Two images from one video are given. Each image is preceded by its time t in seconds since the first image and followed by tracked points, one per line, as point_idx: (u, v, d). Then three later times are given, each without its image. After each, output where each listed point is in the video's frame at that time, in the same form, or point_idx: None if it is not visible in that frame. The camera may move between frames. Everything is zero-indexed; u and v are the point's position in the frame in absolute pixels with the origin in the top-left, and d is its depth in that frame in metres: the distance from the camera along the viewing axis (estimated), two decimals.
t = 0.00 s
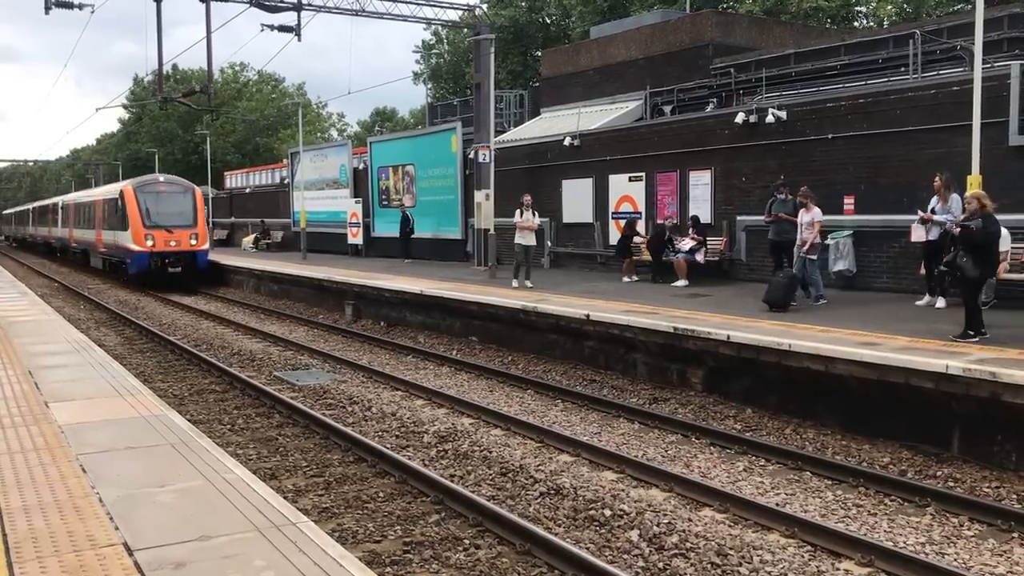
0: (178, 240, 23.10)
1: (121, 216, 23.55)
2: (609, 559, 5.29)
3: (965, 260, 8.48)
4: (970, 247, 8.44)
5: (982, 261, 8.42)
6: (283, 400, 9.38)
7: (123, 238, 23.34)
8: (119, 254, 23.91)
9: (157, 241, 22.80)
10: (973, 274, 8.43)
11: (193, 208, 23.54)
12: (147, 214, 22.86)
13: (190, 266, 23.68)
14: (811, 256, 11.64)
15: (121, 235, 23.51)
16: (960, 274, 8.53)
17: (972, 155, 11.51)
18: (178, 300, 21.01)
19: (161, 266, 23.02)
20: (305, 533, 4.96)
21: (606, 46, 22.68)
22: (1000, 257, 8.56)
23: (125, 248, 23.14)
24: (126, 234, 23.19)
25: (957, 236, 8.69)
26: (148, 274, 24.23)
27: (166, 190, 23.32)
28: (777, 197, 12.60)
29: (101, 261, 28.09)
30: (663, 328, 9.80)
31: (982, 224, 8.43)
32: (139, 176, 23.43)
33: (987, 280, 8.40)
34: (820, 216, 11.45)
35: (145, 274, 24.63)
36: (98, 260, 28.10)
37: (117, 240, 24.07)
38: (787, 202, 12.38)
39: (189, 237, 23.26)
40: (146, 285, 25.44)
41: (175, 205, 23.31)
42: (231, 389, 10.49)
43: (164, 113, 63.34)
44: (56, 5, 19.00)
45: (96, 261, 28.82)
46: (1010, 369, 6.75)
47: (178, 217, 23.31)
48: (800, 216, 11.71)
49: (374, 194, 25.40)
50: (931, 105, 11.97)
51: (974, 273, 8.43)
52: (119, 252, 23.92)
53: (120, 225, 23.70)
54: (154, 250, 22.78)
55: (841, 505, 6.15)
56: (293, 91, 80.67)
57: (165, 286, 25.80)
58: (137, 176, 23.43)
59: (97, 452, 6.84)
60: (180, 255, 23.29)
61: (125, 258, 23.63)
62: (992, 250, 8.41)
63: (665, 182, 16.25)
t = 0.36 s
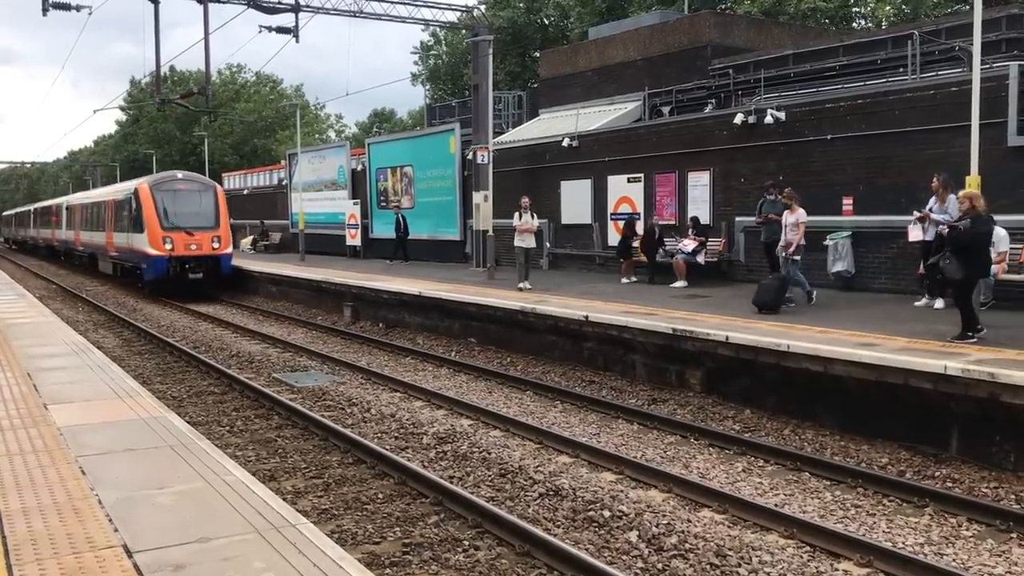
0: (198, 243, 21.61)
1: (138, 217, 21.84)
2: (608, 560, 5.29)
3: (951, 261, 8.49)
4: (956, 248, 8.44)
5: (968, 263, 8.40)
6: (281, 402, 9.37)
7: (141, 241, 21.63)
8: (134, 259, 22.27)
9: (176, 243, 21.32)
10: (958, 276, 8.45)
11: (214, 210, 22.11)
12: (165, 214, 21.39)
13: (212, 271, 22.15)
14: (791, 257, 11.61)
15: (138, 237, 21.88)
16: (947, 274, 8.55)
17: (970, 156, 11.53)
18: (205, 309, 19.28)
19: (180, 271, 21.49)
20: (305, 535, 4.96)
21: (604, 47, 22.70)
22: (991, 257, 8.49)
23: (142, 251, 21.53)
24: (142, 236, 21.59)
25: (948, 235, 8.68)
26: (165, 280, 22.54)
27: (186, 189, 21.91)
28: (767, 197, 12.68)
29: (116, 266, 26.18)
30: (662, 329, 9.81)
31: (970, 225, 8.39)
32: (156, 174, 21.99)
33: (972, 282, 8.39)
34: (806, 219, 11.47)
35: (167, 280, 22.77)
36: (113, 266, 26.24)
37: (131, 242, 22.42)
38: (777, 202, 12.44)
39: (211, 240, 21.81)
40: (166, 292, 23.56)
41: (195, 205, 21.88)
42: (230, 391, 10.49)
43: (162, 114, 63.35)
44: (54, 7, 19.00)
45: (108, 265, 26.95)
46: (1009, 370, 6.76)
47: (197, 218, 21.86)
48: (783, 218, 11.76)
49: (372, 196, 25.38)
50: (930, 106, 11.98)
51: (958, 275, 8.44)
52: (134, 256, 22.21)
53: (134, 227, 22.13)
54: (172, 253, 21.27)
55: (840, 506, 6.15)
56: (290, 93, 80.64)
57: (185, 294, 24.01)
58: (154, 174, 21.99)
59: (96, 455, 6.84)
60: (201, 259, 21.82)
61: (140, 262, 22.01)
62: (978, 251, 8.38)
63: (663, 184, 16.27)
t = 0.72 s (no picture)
0: (224, 247, 19.03)
1: (155, 218, 19.41)
2: (606, 561, 5.29)
3: (940, 264, 8.50)
4: (946, 250, 8.46)
5: (957, 264, 8.42)
6: (279, 405, 9.37)
7: (159, 246, 19.17)
8: (152, 265, 19.81)
9: (198, 248, 18.78)
10: (947, 278, 8.43)
11: (239, 210, 19.57)
12: (185, 216, 18.85)
13: (238, 279, 19.63)
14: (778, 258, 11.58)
15: (155, 241, 19.43)
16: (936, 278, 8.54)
17: (967, 156, 11.55)
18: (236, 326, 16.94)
19: (203, 278, 18.97)
20: (304, 537, 4.96)
21: (600, 49, 22.73)
22: (980, 259, 8.50)
23: (159, 257, 19.08)
24: (160, 239, 19.12)
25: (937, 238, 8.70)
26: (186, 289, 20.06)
27: (208, 187, 19.34)
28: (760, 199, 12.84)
29: (130, 274, 23.89)
30: (659, 331, 9.82)
31: (956, 226, 8.46)
32: (174, 171, 19.47)
33: (962, 284, 8.40)
34: (794, 221, 11.39)
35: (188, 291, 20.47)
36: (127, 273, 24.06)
37: (148, 247, 20.02)
38: (767, 204, 12.47)
39: (238, 244, 19.24)
40: (185, 306, 21.22)
41: (218, 205, 19.30)
42: (227, 393, 10.49)
43: (159, 117, 63.35)
44: (51, 10, 19.00)
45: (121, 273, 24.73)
46: (1006, 370, 6.77)
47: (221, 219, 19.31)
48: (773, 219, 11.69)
49: (369, 198, 25.37)
50: (926, 107, 12.01)
51: (948, 277, 8.43)
52: (152, 262, 19.77)
53: (152, 230, 19.62)
54: (195, 259, 18.73)
55: (838, 507, 6.16)
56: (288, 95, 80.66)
57: (207, 305, 21.55)
58: (172, 171, 19.45)
59: (94, 458, 6.83)
60: (226, 265, 19.22)
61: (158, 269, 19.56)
62: (967, 253, 8.41)
63: (660, 185, 16.28)
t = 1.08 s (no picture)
0: (253, 252, 17.36)
1: (179, 221, 17.58)
2: (604, 563, 5.29)
3: (931, 264, 8.53)
4: (935, 251, 8.49)
5: (947, 264, 8.46)
6: (276, 407, 9.36)
7: (184, 252, 17.37)
8: (175, 273, 18.00)
9: (225, 253, 17.11)
10: (939, 278, 8.48)
11: (271, 213, 17.93)
12: (211, 217, 17.20)
13: (269, 288, 17.92)
14: (766, 260, 11.60)
15: (178, 245, 17.62)
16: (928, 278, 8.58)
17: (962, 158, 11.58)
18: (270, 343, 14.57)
19: (231, 287, 17.26)
20: (301, 540, 4.95)
21: (597, 51, 22.75)
22: (971, 258, 8.54)
23: (184, 264, 17.33)
24: (184, 244, 17.38)
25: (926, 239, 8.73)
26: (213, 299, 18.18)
27: (235, 186, 17.70)
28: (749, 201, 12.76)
29: (145, 283, 21.81)
30: (656, 332, 9.83)
31: (945, 227, 8.48)
32: (197, 168, 17.84)
33: (954, 284, 8.43)
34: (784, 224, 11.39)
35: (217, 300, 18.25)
36: (143, 281, 22.11)
37: (170, 252, 18.19)
38: (758, 205, 12.39)
39: (269, 249, 17.60)
40: (211, 316, 19.05)
41: (246, 206, 17.67)
42: (224, 396, 10.48)
43: (155, 120, 63.32)
44: (47, 12, 18.98)
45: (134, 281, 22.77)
46: (1003, 371, 6.78)
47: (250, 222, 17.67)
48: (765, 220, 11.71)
49: (366, 200, 25.34)
50: (922, 108, 12.03)
51: (940, 277, 8.47)
52: (175, 270, 17.94)
53: (174, 235, 17.95)
54: (222, 265, 17.04)
55: (835, 508, 6.17)
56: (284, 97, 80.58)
57: (234, 315, 19.46)
58: (195, 168, 17.80)
59: (91, 461, 6.80)
60: (256, 272, 17.52)
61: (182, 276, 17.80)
62: (957, 253, 8.44)
63: (657, 187, 16.30)
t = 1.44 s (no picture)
0: (292, 256, 15.43)
1: (207, 221, 15.65)
2: (601, 565, 5.29)
3: (924, 267, 8.59)
4: (928, 254, 8.54)
5: (940, 267, 8.50)
6: (273, 409, 9.35)
7: (213, 257, 15.42)
8: (201, 280, 16.03)
9: (261, 257, 15.15)
10: (932, 281, 8.54)
11: (310, 213, 16.02)
12: (244, 217, 15.29)
13: (309, 296, 15.96)
14: (757, 262, 11.61)
15: (206, 248, 15.66)
16: (921, 281, 8.65)
17: (959, 160, 11.61)
18: (318, 367, 12.32)
19: (266, 296, 15.32)
20: (298, 542, 4.94)
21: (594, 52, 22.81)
22: (967, 261, 8.54)
23: (213, 270, 15.41)
24: (213, 247, 15.42)
25: (922, 241, 8.76)
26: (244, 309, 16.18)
27: (269, 182, 15.81)
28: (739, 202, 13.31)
29: (165, 290, 19.90)
30: (653, 334, 9.84)
31: (938, 229, 8.47)
32: (226, 162, 15.90)
33: (946, 287, 8.48)
34: (777, 224, 11.51)
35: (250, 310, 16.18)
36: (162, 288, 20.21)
37: (196, 256, 16.27)
38: (749, 207, 12.49)
39: (308, 253, 15.68)
40: (242, 327, 17.02)
41: (282, 205, 15.75)
42: (221, 398, 10.47)
43: (153, 121, 63.24)
44: (43, 14, 18.94)
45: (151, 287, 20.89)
46: (1001, 372, 6.78)
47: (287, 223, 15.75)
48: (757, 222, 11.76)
49: (363, 202, 25.32)
50: (918, 111, 12.05)
51: (932, 280, 8.53)
52: (202, 276, 15.99)
53: (201, 238, 16.03)
54: (257, 271, 15.10)
55: (832, 509, 6.17)
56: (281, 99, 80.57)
57: (267, 326, 17.40)
58: (224, 162, 15.87)
59: (88, 463, 6.79)
60: (294, 278, 15.59)
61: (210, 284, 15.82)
62: (949, 257, 8.46)
63: (654, 189, 16.32)
